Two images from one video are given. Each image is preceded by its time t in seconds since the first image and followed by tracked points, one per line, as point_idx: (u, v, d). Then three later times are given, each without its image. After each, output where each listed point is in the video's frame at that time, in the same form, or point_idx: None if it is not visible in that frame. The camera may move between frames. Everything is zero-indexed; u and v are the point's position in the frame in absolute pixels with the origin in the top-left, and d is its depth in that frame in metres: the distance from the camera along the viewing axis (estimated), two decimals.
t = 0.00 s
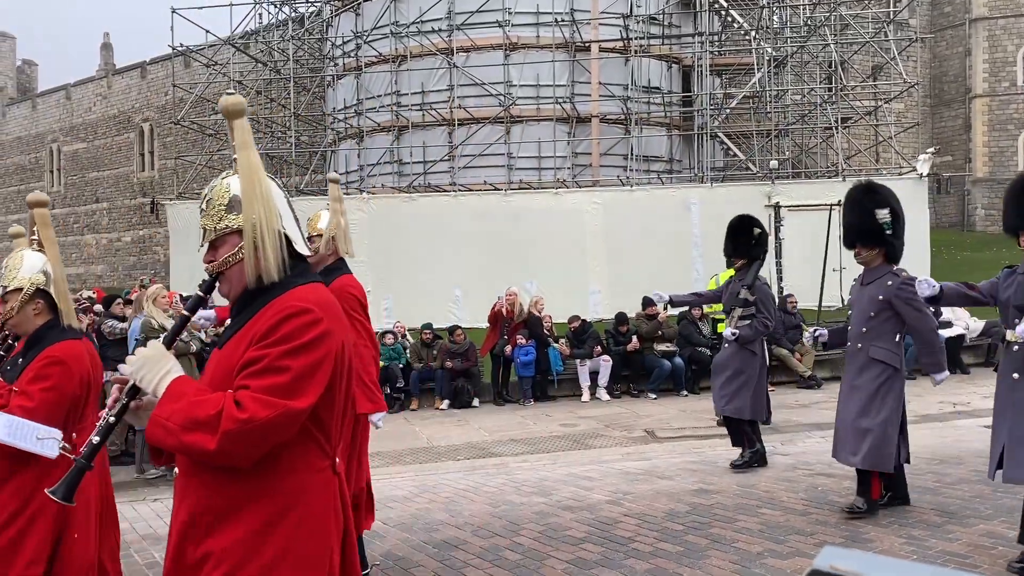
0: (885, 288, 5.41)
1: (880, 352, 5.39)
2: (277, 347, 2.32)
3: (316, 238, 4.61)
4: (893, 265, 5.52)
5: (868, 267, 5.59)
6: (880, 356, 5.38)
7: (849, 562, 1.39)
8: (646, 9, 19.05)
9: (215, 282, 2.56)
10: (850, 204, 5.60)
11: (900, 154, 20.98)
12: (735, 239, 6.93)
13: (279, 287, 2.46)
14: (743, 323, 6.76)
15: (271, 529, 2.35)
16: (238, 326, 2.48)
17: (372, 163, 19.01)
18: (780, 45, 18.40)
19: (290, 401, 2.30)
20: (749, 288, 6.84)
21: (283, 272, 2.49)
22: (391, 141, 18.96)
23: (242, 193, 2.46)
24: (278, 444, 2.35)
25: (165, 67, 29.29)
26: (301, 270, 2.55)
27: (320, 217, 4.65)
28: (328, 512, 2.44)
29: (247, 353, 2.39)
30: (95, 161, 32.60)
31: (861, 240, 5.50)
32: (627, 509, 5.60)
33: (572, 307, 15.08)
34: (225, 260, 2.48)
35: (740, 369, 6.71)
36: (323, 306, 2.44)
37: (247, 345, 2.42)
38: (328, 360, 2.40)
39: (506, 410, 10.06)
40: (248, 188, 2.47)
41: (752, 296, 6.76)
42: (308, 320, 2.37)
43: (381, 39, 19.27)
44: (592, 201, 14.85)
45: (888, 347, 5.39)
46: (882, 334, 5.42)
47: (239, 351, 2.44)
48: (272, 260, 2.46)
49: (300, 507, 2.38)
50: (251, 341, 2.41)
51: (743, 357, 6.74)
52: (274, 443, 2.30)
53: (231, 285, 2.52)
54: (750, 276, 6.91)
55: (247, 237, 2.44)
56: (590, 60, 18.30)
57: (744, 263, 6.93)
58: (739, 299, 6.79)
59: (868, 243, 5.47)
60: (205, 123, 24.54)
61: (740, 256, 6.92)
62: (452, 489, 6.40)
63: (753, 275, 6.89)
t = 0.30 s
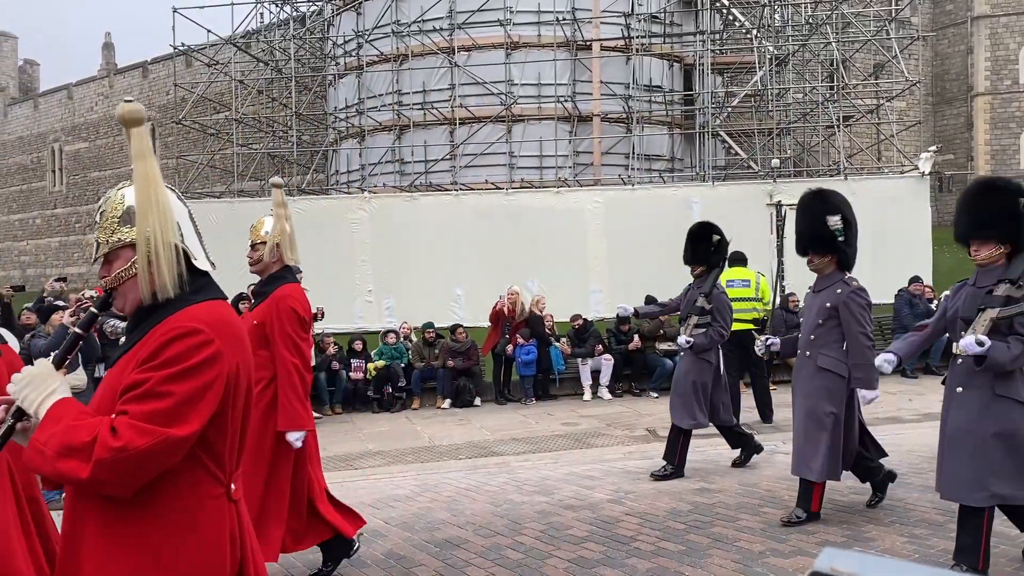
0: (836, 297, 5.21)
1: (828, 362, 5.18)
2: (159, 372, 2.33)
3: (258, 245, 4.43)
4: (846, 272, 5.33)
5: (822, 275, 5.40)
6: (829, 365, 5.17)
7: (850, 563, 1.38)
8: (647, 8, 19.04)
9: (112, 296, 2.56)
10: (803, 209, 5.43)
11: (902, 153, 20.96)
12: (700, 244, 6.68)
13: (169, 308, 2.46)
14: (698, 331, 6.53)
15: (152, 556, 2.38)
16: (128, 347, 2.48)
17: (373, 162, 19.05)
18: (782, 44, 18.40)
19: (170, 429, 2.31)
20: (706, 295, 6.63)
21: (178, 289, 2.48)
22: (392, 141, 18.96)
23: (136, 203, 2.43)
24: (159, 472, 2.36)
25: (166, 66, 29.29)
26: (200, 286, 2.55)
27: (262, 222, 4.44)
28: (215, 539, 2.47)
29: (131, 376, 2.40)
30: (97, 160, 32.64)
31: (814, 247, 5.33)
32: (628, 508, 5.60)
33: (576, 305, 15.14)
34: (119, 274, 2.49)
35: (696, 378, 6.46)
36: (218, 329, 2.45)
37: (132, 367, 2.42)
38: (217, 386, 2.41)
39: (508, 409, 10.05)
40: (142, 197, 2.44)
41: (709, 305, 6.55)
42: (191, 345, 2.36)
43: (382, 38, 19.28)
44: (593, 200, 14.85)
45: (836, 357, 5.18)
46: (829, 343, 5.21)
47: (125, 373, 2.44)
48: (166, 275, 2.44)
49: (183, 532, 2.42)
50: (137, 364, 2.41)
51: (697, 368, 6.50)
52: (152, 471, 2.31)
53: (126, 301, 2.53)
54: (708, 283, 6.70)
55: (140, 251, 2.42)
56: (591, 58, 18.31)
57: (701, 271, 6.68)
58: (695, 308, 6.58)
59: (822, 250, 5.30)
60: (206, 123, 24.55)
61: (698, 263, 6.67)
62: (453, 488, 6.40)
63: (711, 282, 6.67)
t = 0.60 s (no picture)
0: (781, 288, 5.14)
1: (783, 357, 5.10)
2: (46, 361, 2.05)
3: (195, 243, 4.00)
4: (800, 270, 5.23)
5: (776, 272, 5.31)
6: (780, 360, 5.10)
7: (851, 563, 1.39)
8: (648, 7, 19.02)
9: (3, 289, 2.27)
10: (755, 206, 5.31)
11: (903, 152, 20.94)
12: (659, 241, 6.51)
13: (60, 296, 2.17)
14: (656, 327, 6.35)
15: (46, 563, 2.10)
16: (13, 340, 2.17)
17: (374, 162, 19.10)
18: (783, 43, 18.40)
19: (58, 424, 2.03)
20: (662, 291, 6.45)
21: (69, 279, 2.19)
22: (394, 140, 18.96)
23: (24, 189, 2.13)
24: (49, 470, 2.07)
25: (167, 66, 29.31)
26: (98, 273, 2.25)
27: (198, 219, 4.05)
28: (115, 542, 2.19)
29: (15, 368, 2.11)
30: (98, 159, 32.65)
31: (766, 244, 5.20)
32: (630, 508, 5.60)
33: (576, 304, 15.05)
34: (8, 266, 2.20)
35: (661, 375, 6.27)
36: (113, 320, 2.16)
37: (16, 360, 2.12)
38: (112, 373, 2.13)
39: (509, 408, 10.05)
40: (31, 183, 2.14)
41: (665, 299, 6.36)
42: (83, 331, 2.09)
43: (383, 37, 19.26)
44: (594, 199, 14.86)
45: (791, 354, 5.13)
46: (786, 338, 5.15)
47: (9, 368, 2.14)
48: (55, 266, 2.15)
49: (84, 530, 2.15)
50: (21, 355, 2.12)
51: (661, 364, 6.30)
52: (38, 471, 2.02)
53: (17, 294, 2.24)
54: (664, 279, 6.54)
55: (26, 239, 2.14)
56: (592, 57, 18.32)
57: (658, 267, 6.54)
58: (652, 303, 6.39)
59: (774, 247, 5.18)
60: (207, 122, 24.55)
61: (654, 260, 6.53)
62: (454, 488, 6.40)
63: (667, 277, 6.52)
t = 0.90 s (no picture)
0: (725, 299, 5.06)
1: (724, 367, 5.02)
2: None
3: (127, 251, 3.88)
4: (744, 277, 5.18)
5: (718, 279, 5.25)
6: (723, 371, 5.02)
7: (854, 561, 1.41)
8: (649, 6, 19.02)
9: None
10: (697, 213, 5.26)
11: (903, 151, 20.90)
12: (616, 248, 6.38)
13: None
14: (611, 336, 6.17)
15: None
16: None
17: (375, 161, 19.11)
18: (784, 42, 18.38)
19: None
20: (617, 298, 6.24)
21: None
22: (395, 140, 18.97)
23: None
24: None
25: (168, 66, 29.33)
26: (11, 296, 2.54)
27: (129, 230, 3.91)
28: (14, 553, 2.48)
29: None
30: (99, 160, 32.66)
31: (709, 252, 5.17)
32: (630, 507, 5.59)
33: (577, 304, 15.04)
34: None
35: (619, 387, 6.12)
36: (20, 346, 2.45)
37: None
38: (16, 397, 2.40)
39: (509, 408, 10.05)
40: None
41: (619, 307, 6.16)
42: None
43: (384, 36, 19.26)
44: (595, 198, 14.85)
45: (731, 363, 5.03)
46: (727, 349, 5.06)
47: None
48: None
49: None
50: None
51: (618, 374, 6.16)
52: None
53: None
54: (619, 285, 6.32)
55: None
56: (594, 57, 18.31)
57: (613, 274, 6.38)
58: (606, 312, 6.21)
59: (715, 255, 5.14)
60: (208, 121, 24.56)
61: (609, 267, 6.38)
62: (455, 487, 6.39)
63: (622, 284, 6.30)
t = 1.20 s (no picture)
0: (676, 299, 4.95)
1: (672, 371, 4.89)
2: None
3: (60, 246, 3.84)
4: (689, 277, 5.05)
5: (663, 280, 5.13)
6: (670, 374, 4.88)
7: (858, 559, 1.39)
8: (650, 5, 19.00)
9: None
10: (640, 214, 5.12)
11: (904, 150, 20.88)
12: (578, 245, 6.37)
13: None
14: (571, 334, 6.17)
15: None
16: None
17: (376, 161, 19.13)
18: (785, 41, 18.36)
19: None
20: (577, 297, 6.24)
21: None
22: (396, 140, 18.99)
23: None
24: None
25: (169, 65, 29.34)
26: None
27: (60, 224, 3.88)
28: None
29: None
30: (101, 159, 32.68)
31: (653, 252, 5.02)
32: (631, 506, 5.60)
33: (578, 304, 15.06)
34: None
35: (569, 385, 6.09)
36: None
37: None
38: None
39: (510, 407, 10.06)
40: None
41: (580, 306, 6.17)
42: None
43: (385, 36, 19.26)
44: (596, 198, 14.84)
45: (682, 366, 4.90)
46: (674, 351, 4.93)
47: None
48: None
49: None
50: None
51: (573, 373, 6.13)
52: None
53: None
54: (579, 283, 6.31)
55: None
56: (595, 56, 18.29)
57: (572, 272, 6.37)
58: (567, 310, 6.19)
59: (659, 255, 5.00)
60: (209, 121, 24.57)
61: (568, 264, 6.37)
62: (457, 487, 6.40)
63: (582, 281, 6.29)
